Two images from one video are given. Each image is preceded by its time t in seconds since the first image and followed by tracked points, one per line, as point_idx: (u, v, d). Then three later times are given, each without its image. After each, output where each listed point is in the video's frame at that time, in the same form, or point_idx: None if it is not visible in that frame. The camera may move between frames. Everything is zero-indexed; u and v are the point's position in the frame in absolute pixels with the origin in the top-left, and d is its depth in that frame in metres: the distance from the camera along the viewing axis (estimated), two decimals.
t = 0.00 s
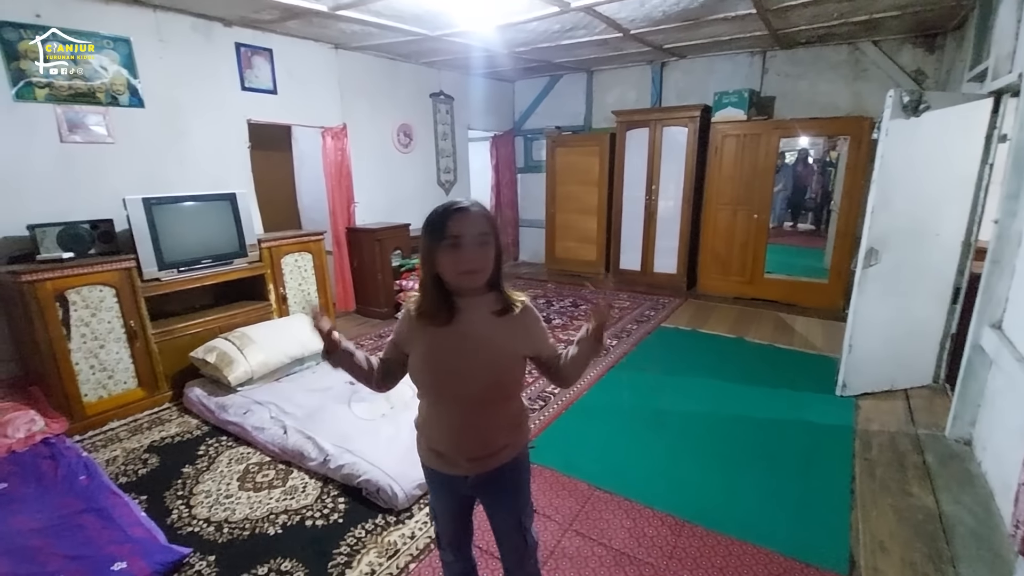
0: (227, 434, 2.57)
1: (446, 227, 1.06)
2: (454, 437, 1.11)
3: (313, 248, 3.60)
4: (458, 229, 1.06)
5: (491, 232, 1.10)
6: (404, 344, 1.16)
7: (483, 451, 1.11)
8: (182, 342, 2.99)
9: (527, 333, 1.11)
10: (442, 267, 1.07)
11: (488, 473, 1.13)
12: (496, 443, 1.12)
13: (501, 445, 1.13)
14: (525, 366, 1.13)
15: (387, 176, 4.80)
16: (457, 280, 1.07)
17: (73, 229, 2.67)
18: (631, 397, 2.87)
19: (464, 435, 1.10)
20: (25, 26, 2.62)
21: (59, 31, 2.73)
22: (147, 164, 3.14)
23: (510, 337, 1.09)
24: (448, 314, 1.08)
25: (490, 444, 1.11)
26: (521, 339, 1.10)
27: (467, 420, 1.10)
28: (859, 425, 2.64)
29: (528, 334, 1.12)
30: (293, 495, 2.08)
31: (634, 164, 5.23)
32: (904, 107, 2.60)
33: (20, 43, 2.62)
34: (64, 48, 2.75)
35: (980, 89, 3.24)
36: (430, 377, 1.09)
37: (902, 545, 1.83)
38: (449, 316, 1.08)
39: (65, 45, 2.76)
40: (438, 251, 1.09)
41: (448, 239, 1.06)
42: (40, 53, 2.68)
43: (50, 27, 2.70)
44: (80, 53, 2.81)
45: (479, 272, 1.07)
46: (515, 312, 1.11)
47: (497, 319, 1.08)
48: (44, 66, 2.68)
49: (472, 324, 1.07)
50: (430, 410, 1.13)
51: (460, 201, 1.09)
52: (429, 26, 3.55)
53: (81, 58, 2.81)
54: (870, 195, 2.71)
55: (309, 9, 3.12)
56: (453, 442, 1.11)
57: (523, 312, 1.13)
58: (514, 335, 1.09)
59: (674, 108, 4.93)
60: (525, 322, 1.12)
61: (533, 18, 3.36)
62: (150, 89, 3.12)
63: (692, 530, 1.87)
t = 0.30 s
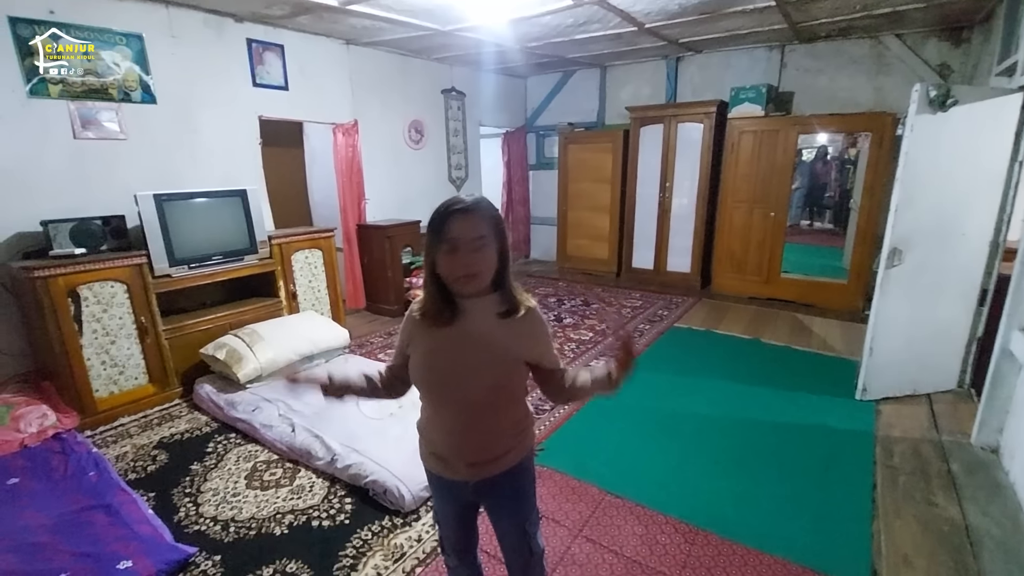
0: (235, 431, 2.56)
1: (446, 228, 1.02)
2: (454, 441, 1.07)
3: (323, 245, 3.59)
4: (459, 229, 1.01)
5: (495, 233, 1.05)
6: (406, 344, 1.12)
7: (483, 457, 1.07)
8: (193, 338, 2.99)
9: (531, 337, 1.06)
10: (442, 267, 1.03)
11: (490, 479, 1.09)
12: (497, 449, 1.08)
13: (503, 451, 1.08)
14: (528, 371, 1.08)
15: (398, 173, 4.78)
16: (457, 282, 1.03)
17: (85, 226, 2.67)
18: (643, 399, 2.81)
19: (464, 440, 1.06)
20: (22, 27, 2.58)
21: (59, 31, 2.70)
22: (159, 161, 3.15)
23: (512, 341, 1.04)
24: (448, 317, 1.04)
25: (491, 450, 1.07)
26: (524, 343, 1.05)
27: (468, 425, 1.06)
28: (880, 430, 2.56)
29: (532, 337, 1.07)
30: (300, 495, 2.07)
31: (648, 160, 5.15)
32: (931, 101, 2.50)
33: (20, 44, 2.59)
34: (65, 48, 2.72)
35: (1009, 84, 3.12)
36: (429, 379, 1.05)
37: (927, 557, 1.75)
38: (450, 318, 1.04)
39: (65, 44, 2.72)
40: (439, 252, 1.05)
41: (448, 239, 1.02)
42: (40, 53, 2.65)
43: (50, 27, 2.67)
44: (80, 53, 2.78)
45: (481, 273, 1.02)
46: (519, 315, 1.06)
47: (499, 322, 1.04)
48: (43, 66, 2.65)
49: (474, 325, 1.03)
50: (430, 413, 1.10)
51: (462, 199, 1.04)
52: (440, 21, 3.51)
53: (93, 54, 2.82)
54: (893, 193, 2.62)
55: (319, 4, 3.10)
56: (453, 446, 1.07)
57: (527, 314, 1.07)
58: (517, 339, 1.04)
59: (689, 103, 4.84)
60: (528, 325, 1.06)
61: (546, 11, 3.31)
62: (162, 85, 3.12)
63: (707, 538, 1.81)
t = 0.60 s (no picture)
0: (242, 430, 2.53)
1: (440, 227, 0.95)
2: (450, 447, 1.02)
3: (332, 241, 3.55)
4: (453, 228, 0.93)
5: (496, 235, 0.96)
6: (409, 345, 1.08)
7: (480, 466, 1.01)
8: (201, 335, 2.97)
9: (532, 344, 0.98)
10: (436, 268, 0.98)
11: (489, 490, 1.02)
12: (496, 459, 1.01)
13: (502, 461, 1.02)
14: (530, 380, 1.00)
15: (408, 169, 4.73)
16: (450, 283, 0.96)
17: (93, 221, 2.65)
18: (659, 401, 2.73)
19: (461, 447, 1.01)
20: (21, 27, 2.54)
21: (59, 31, 2.65)
22: (168, 156, 3.13)
23: (511, 346, 0.96)
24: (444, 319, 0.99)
25: (488, 459, 1.01)
26: (523, 351, 0.97)
27: (464, 433, 1.00)
28: (905, 437, 2.45)
29: (534, 342, 0.98)
30: (305, 497, 2.03)
31: (662, 156, 5.04)
32: (963, 93, 2.39)
33: (19, 44, 2.55)
34: (64, 47, 2.67)
35: None
36: (425, 383, 1.00)
37: (958, 573, 1.66)
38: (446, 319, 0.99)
39: (65, 44, 2.67)
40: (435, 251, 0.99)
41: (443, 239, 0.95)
42: (40, 53, 2.61)
43: (49, 27, 2.62)
44: (80, 54, 2.73)
45: (478, 274, 0.95)
46: (521, 319, 0.98)
47: (497, 325, 0.96)
48: (43, 66, 2.61)
49: (470, 328, 0.97)
50: (429, 416, 1.05)
51: (461, 196, 0.97)
52: (451, 13, 3.44)
53: (102, 48, 2.80)
54: (922, 190, 2.50)
55: None
56: (450, 452, 1.02)
57: (530, 317, 0.99)
58: (515, 345, 0.96)
59: (705, 98, 4.73)
60: (530, 332, 0.98)
61: (559, 3, 3.22)
62: (171, 80, 3.09)
63: (724, 549, 1.74)
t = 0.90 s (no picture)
0: (249, 429, 2.50)
1: (453, 220, 0.90)
2: (447, 455, 0.96)
3: (341, 238, 3.52)
4: (466, 222, 0.89)
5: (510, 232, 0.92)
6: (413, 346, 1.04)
7: (476, 477, 0.95)
8: (209, 332, 2.95)
9: (536, 350, 0.91)
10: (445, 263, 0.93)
11: (485, 502, 0.96)
12: (493, 470, 0.95)
13: (500, 473, 0.95)
14: (533, 389, 0.93)
15: (418, 165, 4.68)
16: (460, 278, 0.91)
17: (102, 217, 2.64)
18: (674, 404, 2.66)
19: (457, 455, 0.95)
20: (21, 26, 2.51)
21: (60, 32, 2.61)
22: (177, 151, 3.11)
23: (513, 351, 0.89)
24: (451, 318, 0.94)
25: (485, 471, 0.94)
26: (527, 357, 0.90)
27: (460, 440, 0.95)
28: (930, 445, 2.36)
29: (539, 349, 0.91)
30: (310, 499, 1.99)
31: (677, 153, 4.94)
32: (996, 87, 2.27)
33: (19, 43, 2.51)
34: (65, 48, 2.63)
35: None
36: (422, 386, 0.96)
37: None
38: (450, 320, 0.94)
39: (65, 44, 2.63)
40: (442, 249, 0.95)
41: (450, 235, 0.91)
42: (41, 53, 2.57)
43: (50, 27, 2.58)
44: (81, 54, 2.69)
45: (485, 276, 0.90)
46: (527, 323, 0.92)
47: (500, 328, 0.90)
48: (43, 66, 2.58)
49: (472, 330, 0.91)
50: (428, 422, 1.00)
51: (471, 193, 0.92)
52: (462, 6, 3.38)
53: (111, 43, 2.78)
54: (951, 188, 2.39)
55: None
56: (446, 460, 0.97)
57: (536, 322, 0.92)
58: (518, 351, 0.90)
59: (721, 93, 4.62)
60: (537, 338, 0.91)
61: None
62: (181, 75, 3.07)
63: (741, 563, 1.67)
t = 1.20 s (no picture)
0: (258, 427, 2.49)
1: (467, 218, 0.86)
2: (453, 466, 0.91)
3: (352, 236, 3.50)
4: (482, 220, 0.85)
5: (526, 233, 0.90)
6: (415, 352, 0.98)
7: (484, 490, 0.89)
8: (221, 330, 2.95)
9: (547, 355, 0.87)
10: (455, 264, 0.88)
11: (492, 516, 0.91)
12: (501, 482, 0.90)
13: (509, 485, 0.90)
14: (542, 396, 0.89)
15: (430, 162, 4.65)
16: (474, 280, 0.86)
17: (115, 215, 2.64)
18: (688, 409, 2.60)
19: (464, 467, 0.90)
20: (23, 25, 2.48)
21: (60, 32, 2.58)
22: (190, 148, 3.11)
23: (525, 355, 0.85)
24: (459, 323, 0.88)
25: (493, 483, 0.89)
26: (538, 362, 0.86)
27: (467, 452, 0.89)
28: (957, 455, 2.26)
29: (550, 353, 0.87)
30: (318, 501, 1.97)
31: (694, 150, 4.85)
32: None
33: (18, 42, 2.48)
34: (64, 48, 2.60)
35: None
36: (426, 394, 0.90)
37: None
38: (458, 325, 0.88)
39: (65, 44, 2.60)
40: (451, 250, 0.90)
41: (464, 235, 0.86)
42: (40, 54, 2.55)
43: (49, 27, 2.55)
44: (82, 53, 2.66)
45: (500, 279, 0.86)
46: (538, 326, 0.88)
47: (511, 332, 0.86)
48: (43, 66, 2.55)
49: (480, 335, 0.86)
50: (432, 431, 0.94)
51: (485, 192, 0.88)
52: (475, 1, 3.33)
53: (125, 40, 2.77)
54: (984, 188, 2.29)
55: None
56: (451, 472, 0.91)
57: (546, 325, 0.89)
58: (528, 355, 0.86)
59: (740, 89, 4.51)
60: (548, 342, 0.87)
61: None
62: (194, 72, 3.07)
63: None
